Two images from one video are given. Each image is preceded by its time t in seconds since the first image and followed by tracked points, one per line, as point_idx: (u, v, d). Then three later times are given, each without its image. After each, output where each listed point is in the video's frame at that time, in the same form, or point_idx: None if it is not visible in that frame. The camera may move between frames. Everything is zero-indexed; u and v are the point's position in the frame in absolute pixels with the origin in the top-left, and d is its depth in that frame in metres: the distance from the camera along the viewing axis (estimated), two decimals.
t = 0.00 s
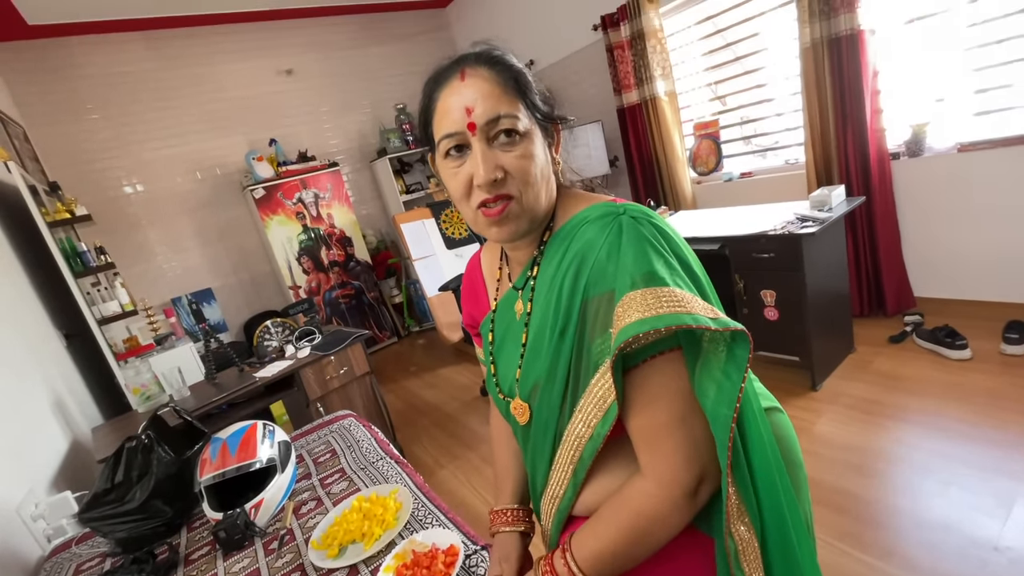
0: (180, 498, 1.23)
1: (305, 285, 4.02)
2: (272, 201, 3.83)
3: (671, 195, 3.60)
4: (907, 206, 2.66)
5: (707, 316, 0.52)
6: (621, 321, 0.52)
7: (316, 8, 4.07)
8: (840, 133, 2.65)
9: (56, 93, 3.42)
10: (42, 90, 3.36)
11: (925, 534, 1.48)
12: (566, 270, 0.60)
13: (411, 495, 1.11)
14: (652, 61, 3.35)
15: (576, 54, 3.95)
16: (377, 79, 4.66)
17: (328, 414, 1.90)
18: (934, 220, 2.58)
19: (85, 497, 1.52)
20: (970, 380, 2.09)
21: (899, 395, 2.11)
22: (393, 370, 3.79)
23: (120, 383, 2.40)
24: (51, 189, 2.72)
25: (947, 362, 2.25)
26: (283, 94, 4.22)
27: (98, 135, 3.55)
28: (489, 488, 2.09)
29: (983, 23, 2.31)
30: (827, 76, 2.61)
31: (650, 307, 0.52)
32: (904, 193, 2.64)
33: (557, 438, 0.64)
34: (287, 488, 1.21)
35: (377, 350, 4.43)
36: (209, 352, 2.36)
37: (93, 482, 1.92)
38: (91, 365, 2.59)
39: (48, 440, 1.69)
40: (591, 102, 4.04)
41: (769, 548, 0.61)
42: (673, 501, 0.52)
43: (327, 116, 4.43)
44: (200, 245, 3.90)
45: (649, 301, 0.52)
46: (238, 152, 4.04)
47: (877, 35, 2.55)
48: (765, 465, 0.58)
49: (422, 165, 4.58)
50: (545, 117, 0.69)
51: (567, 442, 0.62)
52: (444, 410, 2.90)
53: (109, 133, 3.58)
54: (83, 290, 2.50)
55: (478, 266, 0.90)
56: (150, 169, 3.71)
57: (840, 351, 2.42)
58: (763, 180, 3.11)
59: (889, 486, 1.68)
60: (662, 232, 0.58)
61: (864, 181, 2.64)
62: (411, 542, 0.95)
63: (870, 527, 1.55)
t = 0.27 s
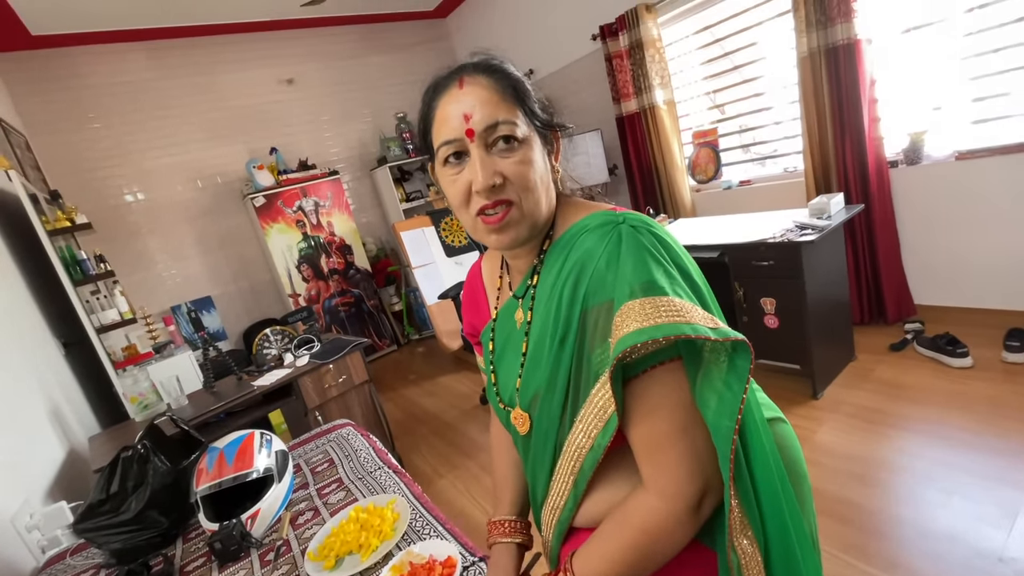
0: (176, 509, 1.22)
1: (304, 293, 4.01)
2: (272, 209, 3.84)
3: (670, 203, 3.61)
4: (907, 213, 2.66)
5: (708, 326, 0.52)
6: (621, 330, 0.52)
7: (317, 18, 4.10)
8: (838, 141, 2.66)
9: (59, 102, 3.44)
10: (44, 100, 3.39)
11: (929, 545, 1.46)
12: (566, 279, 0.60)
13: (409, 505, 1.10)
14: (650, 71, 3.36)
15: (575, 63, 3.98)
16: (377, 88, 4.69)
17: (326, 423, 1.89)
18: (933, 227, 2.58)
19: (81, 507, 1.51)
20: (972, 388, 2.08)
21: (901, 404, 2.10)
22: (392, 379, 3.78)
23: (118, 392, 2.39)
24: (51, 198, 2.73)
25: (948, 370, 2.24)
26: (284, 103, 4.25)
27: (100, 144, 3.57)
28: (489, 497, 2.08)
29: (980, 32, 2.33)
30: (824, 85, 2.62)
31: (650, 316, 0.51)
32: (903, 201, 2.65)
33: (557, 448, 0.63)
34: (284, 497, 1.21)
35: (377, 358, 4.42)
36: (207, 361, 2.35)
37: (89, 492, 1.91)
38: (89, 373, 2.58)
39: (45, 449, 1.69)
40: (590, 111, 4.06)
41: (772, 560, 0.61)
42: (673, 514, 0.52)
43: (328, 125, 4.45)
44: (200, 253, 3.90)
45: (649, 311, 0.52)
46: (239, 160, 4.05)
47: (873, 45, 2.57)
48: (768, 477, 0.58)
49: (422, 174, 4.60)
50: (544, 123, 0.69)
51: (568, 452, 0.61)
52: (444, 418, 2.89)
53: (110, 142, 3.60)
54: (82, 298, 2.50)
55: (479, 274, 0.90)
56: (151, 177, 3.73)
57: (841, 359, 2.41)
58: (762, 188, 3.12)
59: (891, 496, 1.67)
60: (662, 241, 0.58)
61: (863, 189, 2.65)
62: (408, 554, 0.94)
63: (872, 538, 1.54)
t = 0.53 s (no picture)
0: (173, 515, 1.22)
1: (304, 298, 4.01)
2: (272, 214, 3.84)
3: (670, 209, 3.61)
4: (906, 219, 2.66)
5: (710, 333, 0.51)
6: (623, 337, 0.52)
7: (319, 24, 4.13)
8: (838, 148, 2.66)
9: (61, 107, 3.46)
10: (47, 105, 3.41)
11: (931, 554, 1.45)
12: (568, 285, 0.60)
13: (408, 512, 1.10)
14: (650, 77, 3.38)
15: (575, 70, 4.00)
16: (378, 94, 4.71)
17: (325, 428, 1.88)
18: (933, 234, 2.59)
19: (77, 513, 1.50)
20: (973, 395, 2.07)
21: (902, 411, 2.10)
22: (392, 384, 3.77)
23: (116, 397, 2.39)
24: (52, 202, 2.73)
25: (949, 377, 2.23)
26: (285, 109, 4.26)
27: (102, 149, 3.58)
28: (488, 504, 2.06)
29: (978, 40, 2.34)
30: (823, 92, 2.64)
31: (653, 323, 0.51)
32: (903, 207, 2.65)
33: (559, 455, 0.63)
34: (282, 503, 1.20)
35: (376, 363, 4.41)
36: (206, 366, 2.35)
37: (86, 497, 1.90)
38: (87, 378, 2.58)
39: (42, 454, 1.68)
40: (590, 117, 4.08)
41: (774, 569, 0.60)
42: (674, 523, 0.51)
43: (329, 130, 4.47)
44: (200, 258, 3.90)
45: (651, 317, 0.51)
46: (240, 166, 4.06)
47: (872, 52, 2.58)
48: (771, 484, 0.57)
49: (422, 179, 4.61)
50: (547, 129, 0.70)
51: (570, 459, 0.61)
52: (443, 424, 2.88)
53: (112, 146, 3.61)
54: (81, 303, 2.49)
55: (482, 279, 0.90)
56: (152, 182, 3.74)
57: (841, 366, 2.41)
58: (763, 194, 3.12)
59: (892, 504, 1.66)
60: (665, 247, 0.58)
61: (862, 196, 2.65)
62: (406, 561, 0.93)
63: (873, 546, 1.53)
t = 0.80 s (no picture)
0: (171, 517, 1.21)
1: (304, 300, 4.01)
2: (273, 216, 3.84)
3: (670, 213, 3.62)
4: (906, 224, 2.66)
5: (713, 338, 0.51)
6: (627, 340, 0.52)
7: (320, 28, 4.14)
8: (837, 152, 2.67)
9: (63, 109, 3.47)
10: (49, 107, 3.42)
11: (931, 560, 1.45)
12: (571, 288, 0.60)
13: (406, 515, 1.09)
14: (650, 81, 3.39)
15: (576, 74, 4.01)
16: (379, 97, 4.73)
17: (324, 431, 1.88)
18: (933, 239, 2.59)
19: (74, 515, 1.49)
20: (974, 401, 2.07)
21: (902, 416, 2.09)
22: (391, 387, 3.76)
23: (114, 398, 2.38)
24: (53, 203, 2.73)
25: (949, 382, 2.23)
26: (287, 111, 4.27)
27: (103, 150, 3.59)
28: (487, 507, 2.05)
29: (977, 46, 2.35)
30: (823, 97, 2.64)
31: (656, 327, 0.51)
32: (903, 212, 2.65)
33: (560, 458, 0.63)
34: (280, 506, 1.20)
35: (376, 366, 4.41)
36: (206, 367, 2.35)
37: (83, 499, 1.89)
38: (86, 379, 2.57)
39: (40, 456, 1.67)
40: (591, 121, 4.08)
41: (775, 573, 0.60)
42: (675, 527, 0.51)
43: (330, 133, 4.48)
44: (200, 260, 3.90)
45: (655, 321, 0.51)
46: (241, 167, 4.07)
47: (871, 57, 2.59)
48: (772, 489, 0.57)
49: (423, 182, 4.61)
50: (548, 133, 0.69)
51: (571, 462, 0.61)
52: (442, 427, 2.87)
53: (113, 148, 3.62)
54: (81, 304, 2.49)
55: (484, 281, 0.90)
56: (153, 183, 3.74)
57: (841, 370, 2.41)
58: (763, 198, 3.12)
59: (892, 509, 1.65)
60: (669, 251, 0.58)
61: (862, 201, 2.65)
62: (405, 564, 0.93)
63: (873, 551, 1.53)
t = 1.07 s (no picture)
0: (171, 515, 1.22)
1: (304, 300, 4.01)
2: (274, 216, 3.85)
3: (670, 215, 3.62)
4: (906, 227, 2.67)
5: (712, 339, 0.52)
6: (626, 341, 0.52)
7: (322, 28, 4.15)
8: (838, 156, 2.67)
9: (65, 107, 3.48)
10: (51, 105, 3.43)
11: (929, 563, 1.45)
12: (571, 289, 0.60)
13: (405, 515, 1.10)
14: (651, 84, 3.39)
15: (577, 75, 4.01)
16: (381, 98, 4.74)
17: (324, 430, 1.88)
18: (933, 243, 2.59)
19: (73, 513, 1.50)
20: (973, 404, 2.07)
21: (901, 419, 2.10)
22: (391, 387, 3.76)
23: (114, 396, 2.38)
24: (54, 202, 2.73)
25: (948, 385, 2.23)
26: (288, 111, 4.28)
27: (105, 149, 3.59)
28: (486, 508, 2.06)
29: (977, 50, 2.35)
30: (824, 101, 2.65)
31: (656, 328, 0.51)
32: (902, 216, 2.66)
33: (560, 458, 0.63)
34: (280, 505, 1.20)
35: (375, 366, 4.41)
36: (206, 366, 2.35)
37: (83, 498, 1.89)
38: (86, 378, 2.58)
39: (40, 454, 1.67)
40: (592, 123, 4.09)
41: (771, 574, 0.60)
42: (673, 527, 0.51)
43: (331, 133, 4.49)
44: (201, 259, 3.90)
45: (655, 322, 0.52)
46: (243, 167, 4.08)
47: (872, 61, 2.60)
48: (770, 488, 0.57)
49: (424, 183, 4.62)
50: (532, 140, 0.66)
51: (571, 462, 0.61)
52: (442, 427, 2.88)
53: (115, 147, 3.63)
54: (82, 302, 2.49)
55: (486, 283, 0.90)
56: (155, 182, 3.75)
57: (840, 373, 2.41)
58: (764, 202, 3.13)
59: (890, 512, 1.66)
60: (669, 253, 0.58)
61: (862, 204, 2.66)
62: (404, 563, 0.93)
63: (871, 554, 1.53)
